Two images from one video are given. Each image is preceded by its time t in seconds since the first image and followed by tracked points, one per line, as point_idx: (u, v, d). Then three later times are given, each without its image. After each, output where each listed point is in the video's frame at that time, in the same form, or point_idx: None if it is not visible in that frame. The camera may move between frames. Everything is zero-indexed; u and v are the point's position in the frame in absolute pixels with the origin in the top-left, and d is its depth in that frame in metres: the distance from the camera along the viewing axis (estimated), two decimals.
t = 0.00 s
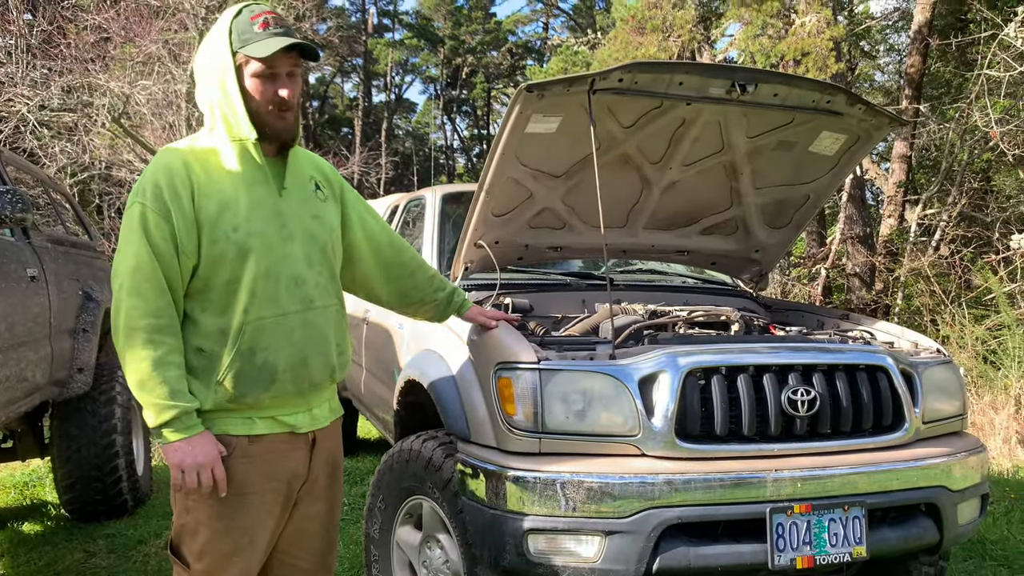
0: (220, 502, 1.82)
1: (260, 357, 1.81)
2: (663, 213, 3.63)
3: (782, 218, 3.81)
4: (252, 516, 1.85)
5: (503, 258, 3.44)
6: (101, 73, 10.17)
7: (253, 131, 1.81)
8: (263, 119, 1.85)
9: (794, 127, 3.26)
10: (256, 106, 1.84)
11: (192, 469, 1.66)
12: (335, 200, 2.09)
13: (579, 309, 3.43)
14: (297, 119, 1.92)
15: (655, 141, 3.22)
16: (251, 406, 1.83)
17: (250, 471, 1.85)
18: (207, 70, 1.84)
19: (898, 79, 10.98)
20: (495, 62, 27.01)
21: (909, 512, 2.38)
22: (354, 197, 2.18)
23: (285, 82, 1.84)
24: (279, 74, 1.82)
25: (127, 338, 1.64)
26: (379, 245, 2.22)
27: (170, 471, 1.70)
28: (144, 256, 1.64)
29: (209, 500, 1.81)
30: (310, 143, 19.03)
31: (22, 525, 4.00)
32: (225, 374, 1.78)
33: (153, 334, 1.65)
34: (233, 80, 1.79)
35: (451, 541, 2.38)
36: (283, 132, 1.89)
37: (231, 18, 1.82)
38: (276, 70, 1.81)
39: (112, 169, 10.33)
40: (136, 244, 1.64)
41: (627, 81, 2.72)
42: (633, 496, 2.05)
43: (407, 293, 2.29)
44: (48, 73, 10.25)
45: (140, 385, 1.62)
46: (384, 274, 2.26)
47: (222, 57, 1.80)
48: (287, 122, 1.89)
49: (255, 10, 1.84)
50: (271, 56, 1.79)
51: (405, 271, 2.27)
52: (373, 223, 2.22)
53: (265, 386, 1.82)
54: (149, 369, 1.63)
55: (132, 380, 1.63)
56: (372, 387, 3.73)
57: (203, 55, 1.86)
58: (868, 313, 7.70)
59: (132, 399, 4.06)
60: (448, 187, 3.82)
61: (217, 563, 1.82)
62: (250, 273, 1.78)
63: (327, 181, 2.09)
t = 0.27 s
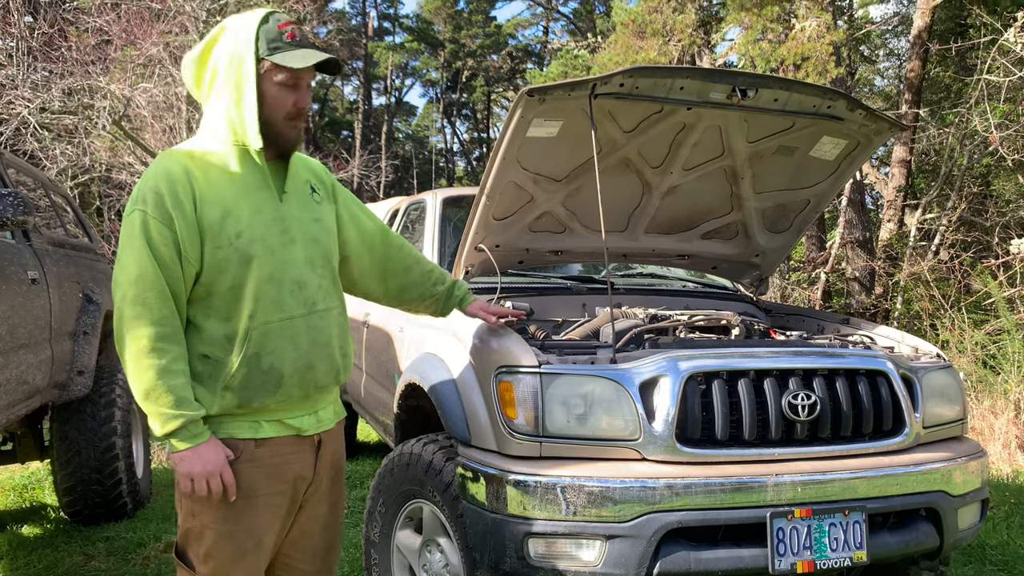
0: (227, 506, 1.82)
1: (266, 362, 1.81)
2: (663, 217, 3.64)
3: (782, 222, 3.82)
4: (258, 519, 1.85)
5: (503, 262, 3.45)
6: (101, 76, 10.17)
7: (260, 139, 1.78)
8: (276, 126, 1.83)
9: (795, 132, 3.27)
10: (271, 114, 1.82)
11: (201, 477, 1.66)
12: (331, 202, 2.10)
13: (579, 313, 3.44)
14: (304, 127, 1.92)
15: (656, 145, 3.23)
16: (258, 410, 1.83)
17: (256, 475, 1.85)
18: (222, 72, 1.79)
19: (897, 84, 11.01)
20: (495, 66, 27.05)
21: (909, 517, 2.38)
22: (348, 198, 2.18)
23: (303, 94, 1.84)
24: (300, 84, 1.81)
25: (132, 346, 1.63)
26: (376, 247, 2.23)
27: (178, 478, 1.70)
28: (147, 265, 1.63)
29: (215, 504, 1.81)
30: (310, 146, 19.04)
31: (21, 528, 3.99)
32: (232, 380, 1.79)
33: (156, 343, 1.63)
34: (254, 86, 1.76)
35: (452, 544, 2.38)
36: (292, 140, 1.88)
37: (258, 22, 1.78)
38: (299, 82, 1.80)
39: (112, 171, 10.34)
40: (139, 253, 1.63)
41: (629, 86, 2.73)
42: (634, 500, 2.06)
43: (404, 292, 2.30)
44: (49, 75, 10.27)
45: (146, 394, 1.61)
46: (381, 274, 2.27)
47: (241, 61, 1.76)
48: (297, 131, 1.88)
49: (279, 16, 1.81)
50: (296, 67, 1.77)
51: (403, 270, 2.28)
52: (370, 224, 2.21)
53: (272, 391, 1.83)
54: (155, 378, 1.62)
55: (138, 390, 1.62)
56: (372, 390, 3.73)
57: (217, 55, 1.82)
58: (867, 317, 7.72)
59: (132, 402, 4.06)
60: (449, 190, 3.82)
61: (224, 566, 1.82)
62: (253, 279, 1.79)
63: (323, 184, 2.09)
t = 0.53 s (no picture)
0: (236, 507, 1.81)
1: (275, 363, 1.82)
2: (665, 220, 3.64)
3: (784, 224, 3.82)
4: (266, 519, 1.86)
5: (505, 264, 3.45)
6: (104, 77, 10.16)
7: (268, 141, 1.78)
8: (286, 128, 1.85)
9: (797, 135, 3.27)
10: (283, 115, 1.83)
11: (214, 481, 1.67)
12: (328, 202, 2.10)
13: (582, 315, 3.44)
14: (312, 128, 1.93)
15: (658, 147, 3.23)
16: (268, 411, 1.84)
17: (264, 476, 1.85)
18: (233, 73, 1.79)
19: (899, 87, 11.00)
20: (497, 68, 27.06)
21: (911, 520, 2.37)
22: (345, 198, 2.18)
23: (314, 98, 1.86)
24: (312, 88, 1.84)
25: (141, 349, 1.62)
26: (371, 246, 2.24)
27: (189, 482, 1.70)
28: (158, 267, 1.62)
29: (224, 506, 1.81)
30: (312, 148, 19.06)
31: (22, 528, 4.00)
32: (241, 382, 1.79)
33: (167, 347, 1.62)
34: (268, 88, 1.76)
35: (454, 546, 2.37)
36: (299, 142, 1.89)
37: (275, 25, 1.78)
38: (311, 86, 1.83)
39: (114, 172, 10.35)
40: (149, 255, 1.62)
41: (631, 88, 2.73)
42: (635, 503, 2.05)
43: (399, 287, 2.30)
44: (52, 76, 10.28)
45: (158, 398, 1.60)
46: (376, 271, 2.28)
47: (256, 63, 1.77)
48: (305, 133, 1.90)
49: (295, 21, 1.82)
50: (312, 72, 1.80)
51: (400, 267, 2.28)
52: (363, 222, 2.22)
53: (281, 392, 1.83)
54: (166, 382, 1.61)
55: (149, 395, 1.61)
56: (374, 392, 3.73)
57: (227, 56, 1.82)
58: (868, 320, 7.71)
59: (134, 403, 4.06)
60: (451, 192, 3.82)
61: (232, 567, 1.82)
62: (261, 280, 1.79)
63: (321, 185, 2.10)
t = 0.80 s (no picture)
0: (240, 507, 1.82)
1: (280, 363, 1.82)
2: (669, 221, 3.64)
3: (788, 225, 3.81)
4: (270, 520, 1.86)
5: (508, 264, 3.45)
6: (108, 77, 10.17)
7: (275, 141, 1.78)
8: (292, 129, 1.84)
9: (800, 136, 3.27)
10: (290, 115, 1.82)
11: (235, 469, 1.67)
12: (330, 202, 2.10)
13: (585, 316, 3.44)
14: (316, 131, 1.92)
15: (662, 148, 3.23)
16: (272, 411, 1.84)
17: (269, 475, 1.86)
18: (240, 71, 1.79)
19: (903, 88, 10.99)
20: (500, 68, 27.06)
21: (916, 522, 2.37)
22: (346, 197, 2.19)
23: (320, 98, 1.86)
24: (319, 89, 1.84)
25: (146, 348, 1.61)
26: (371, 244, 2.25)
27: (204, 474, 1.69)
28: (165, 265, 1.62)
29: (228, 506, 1.81)
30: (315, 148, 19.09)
31: (25, 527, 4.01)
32: (246, 382, 1.78)
33: (172, 345, 1.62)
34: (276, 86, 1.76)
35: (457, 546, 2.37)
36: (305, 142, 1.88)
37: (283, 23, 1.78)
38: (318, 86, 1.83)
39: (117, 171, 10.37)
40: (156, 253, 1.62)
41: (635, 88, 2.73)
42: (638, 504, 2.05)
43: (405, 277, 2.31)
44: (56, 76, 10.30)
45: (165, 397, 1.60)
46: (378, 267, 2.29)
47: (264, 61, 1.77)
48: (309, 134, 1.89)
49: (303, 22, 1.83)
50: (321, 72, 1.80)
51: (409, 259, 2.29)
52: (365, 217, 2.23)
53: (286, 392, 1.83)
54: (173, 381, 1.60)
55: (157, 394, 1.60)
56: (377, 392, 3.73)
57: (234, 53, 1.82)
58: (871, 322, 7.70)
59: (137, 403, 4.07)
60: (454, 192, 3.82)
61: (236, 568, 1.82)
62: (267, 279, 1.79)
63: (323, 185, 2.10)
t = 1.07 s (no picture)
0: (241, 507, 1.82)
1: (282, 363, 1.82)
2: (672, 220, 3.63)
3: (791, 225, 3.81)
4: (271, 520, 1.86)
5: (511, 263, 3.45)
6: (112, 76, 10.18)
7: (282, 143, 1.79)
8: (300, 130, 1.85)
9: (803, 136, 3.26)
10: (298, 117, 1.82)
11: (222, 473, 1.66)
12: (335, 201, 2.10)
13: (587, 315, 3.44)
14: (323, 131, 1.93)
15: (665, 147, 3.23)
16: (274, 411, 1.84)
17: (270, 475, 1.86)
18: (249, 70, 1.79)
19: (907, 88, 10.97)
20: (503, 68, 27.05)
21: (918, 522, 2.36)
22: (351, 194, 2.19)
23: (327, 101, 1.86)
24: (327, 92, 1.84)
25: (147, 347, 1.62)
26: (373, 237, 2.29)
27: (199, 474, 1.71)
28: (167, 265, 1.62)
29: (229, 506, 1.81)
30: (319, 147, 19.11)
31: (29, 525, 4.02)
32: (247, 381, 1.79)
33: (172, 346, 1.62)
34: (285, 88, 1.76)
35: (458, 546, 2.38)
36: (312, 143, 1.89)
37: (295, 24, 1.78)
38: (327, 89, 1.83)
39: (121, 170, 10.38)
40: (158, 253, 1.62)
41: (638, 88, 2.72)
42: (641, 504, 2.05)
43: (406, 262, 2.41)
44: (60, 75, 10.30)
45: (165, 396, 1.61)
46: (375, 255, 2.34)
47: (275, 62, 1.77)
48: (317, 135, 1.90)
49: (314, 23, 1.82)
50: (330, 75, 1.80)
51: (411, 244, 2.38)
52: (369, 210, 2.26)
53: (288, 392, 1.84)
54: (173, 381, 1.61)
55: (157, 393, 1.61)
56: (379, 391, 3.74)
57: (243, 52, 1.82)
58: (875, 322, 7.69)
59: (140, 401, 4.07)
60: (457, 192, 3.82)
61: (236, 568, 1.82)
62: (270, 280, 1.79)
63: (329, 184, 2.10)
